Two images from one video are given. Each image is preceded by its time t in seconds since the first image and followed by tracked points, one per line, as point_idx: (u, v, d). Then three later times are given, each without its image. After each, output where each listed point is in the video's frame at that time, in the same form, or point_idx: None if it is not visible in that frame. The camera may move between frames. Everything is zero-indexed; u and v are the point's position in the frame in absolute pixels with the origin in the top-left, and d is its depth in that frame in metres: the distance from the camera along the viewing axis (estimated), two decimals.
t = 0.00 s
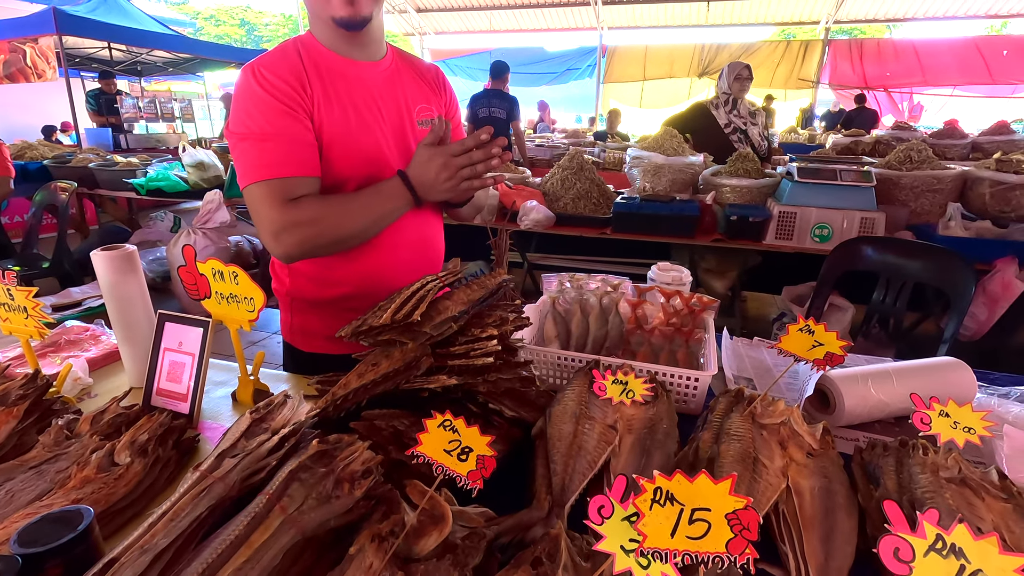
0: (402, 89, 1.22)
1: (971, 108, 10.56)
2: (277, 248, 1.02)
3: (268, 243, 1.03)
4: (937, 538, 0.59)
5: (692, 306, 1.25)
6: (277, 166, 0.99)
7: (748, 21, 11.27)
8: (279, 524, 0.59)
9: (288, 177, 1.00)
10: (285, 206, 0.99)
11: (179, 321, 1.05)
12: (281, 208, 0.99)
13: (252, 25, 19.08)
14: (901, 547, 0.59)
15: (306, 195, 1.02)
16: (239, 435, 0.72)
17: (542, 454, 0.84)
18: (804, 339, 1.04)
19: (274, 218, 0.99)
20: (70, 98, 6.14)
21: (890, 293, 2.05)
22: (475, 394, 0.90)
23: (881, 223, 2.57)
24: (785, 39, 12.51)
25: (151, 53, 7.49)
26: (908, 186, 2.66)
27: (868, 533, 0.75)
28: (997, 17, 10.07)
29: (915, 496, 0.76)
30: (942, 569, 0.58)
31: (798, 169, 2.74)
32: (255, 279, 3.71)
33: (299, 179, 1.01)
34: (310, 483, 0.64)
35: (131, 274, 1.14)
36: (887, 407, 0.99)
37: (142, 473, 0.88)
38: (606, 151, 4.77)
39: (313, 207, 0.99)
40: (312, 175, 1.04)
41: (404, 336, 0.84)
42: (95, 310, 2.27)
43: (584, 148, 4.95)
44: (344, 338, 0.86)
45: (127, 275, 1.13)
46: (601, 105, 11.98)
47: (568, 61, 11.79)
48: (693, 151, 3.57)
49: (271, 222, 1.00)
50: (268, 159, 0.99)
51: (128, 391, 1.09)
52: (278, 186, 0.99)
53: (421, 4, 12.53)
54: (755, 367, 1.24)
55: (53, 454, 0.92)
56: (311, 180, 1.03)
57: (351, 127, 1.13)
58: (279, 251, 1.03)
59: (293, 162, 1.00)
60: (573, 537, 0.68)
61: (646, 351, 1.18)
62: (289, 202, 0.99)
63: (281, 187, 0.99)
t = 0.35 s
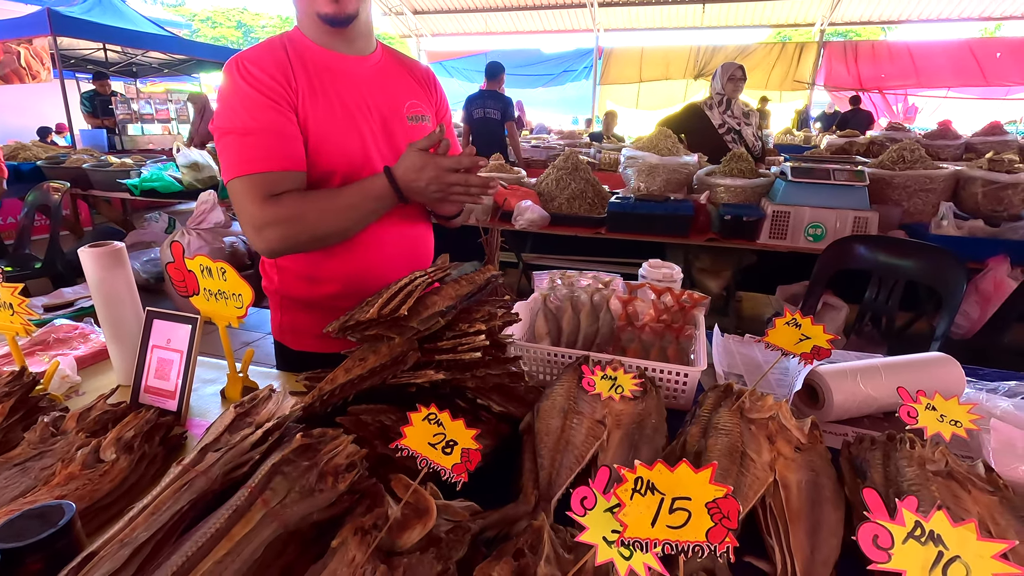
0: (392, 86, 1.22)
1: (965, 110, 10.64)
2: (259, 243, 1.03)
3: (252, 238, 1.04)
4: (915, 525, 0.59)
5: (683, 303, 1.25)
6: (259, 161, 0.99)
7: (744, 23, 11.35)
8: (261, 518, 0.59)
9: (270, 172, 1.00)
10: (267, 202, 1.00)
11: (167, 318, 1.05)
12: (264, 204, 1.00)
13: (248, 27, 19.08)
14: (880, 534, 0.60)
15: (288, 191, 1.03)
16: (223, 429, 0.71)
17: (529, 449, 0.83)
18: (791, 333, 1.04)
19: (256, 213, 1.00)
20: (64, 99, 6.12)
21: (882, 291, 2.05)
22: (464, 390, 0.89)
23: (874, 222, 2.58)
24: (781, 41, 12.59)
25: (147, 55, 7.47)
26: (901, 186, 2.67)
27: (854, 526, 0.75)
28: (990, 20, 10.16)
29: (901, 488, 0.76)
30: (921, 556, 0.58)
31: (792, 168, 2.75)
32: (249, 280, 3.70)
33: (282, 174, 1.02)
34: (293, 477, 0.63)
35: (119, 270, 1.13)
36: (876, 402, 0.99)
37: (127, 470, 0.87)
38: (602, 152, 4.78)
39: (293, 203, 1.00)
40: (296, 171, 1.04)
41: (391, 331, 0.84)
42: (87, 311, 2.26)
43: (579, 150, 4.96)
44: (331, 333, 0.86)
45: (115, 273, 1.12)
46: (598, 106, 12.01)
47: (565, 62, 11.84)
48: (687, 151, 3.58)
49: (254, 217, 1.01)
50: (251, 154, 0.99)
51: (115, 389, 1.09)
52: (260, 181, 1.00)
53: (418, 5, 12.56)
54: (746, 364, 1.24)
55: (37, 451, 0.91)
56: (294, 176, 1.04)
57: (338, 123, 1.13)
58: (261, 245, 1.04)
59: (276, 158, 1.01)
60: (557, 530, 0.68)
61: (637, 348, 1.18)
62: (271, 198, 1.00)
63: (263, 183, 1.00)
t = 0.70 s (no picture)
0: (391, 88, 1.22)
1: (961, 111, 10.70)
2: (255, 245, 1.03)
3: (247, 240, 1.04)
4: (913, 521, 0.60)
5: (681, 302, 1.25)
6: (255, 163, 1.00)
7: (741, 25, 11.41)
8: (259, 517, 0.59)
9: (266, 173, 1.00)
10: (263, 204, 1.00)
11: (163, 318, 1.04)
12: (259, 206, 1.00)
13: (246, 28, 19.10)
14: (879, 530, 0.60)
15: (283, 193, 1.03)
16: (220, 428, 0.71)
17: (529, 448, 0.83)
18: (789, 332, 1.04)
19: (252, 214, 1.00)
20: (61, 100, 6.10)
21: (879, 292, 2.06)
22: (463, 389, 0.89)
23: (871, 223, 2.57)
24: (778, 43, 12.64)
25: (144, 56, 7.46)
26: (897, 187, 2.67)
27: (853, 525, 0.75)
28: (986, 22, 10.23)
29: (899, 486, 0.76)
30: (920, 552, 0.58)
31: (789, 169, 2.75)
32: (247, 281, 3.70)
33: (278, 176, 1.02)
34: (291, 476, 0.63)
35: (116, 270, 1.13)
36: (874, 401, 0.99)
37: (124, 470, 0.87)
38: (600, 153, 4.79)
39: (286, 205, 1.00)
40: (291, 173, 1.04)
41: (390, 330, 0.84)
42: (84, 312, 2.25)
43: (577, 151, 4.97)
44: (329, 333, 0.86)
45: (112, 273, 1.12)
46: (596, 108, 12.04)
47: (562, 64, 11.87)
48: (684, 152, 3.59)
49: (249, 219, 1.01)
50: (247, 156, 0.99)
51: (112, 389, 1.08)
52: (255, 183, 1.00)
53: (416, 7, 12.60)
54: (744, 363, 1.24)
55: (34, 452, 0.91)
56: (289, 177, 1.04)
57: (335, 125, 1.13)
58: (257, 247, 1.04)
59: (272, 160, 1.01)
60: (556, 527, 0.69)
61: (635, 348, 1.17)
62: (266, 200, 1.00)
63: (259, 184, 1.00)
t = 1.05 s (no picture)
0: (393, 92, 1.22)
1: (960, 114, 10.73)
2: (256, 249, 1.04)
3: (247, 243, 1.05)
4: (919, 527, 0.60)
5: (684, 306, 1.26)
6: (256, 167, 1.01)
7: (741, 28, 11.46)
8: (265, 522, 0.59)
9: (266, 179, 1.01)
10: (263, 207, 1.01)
11: (167, 321, 1.05)
12: (259, 211, 1.01)
13: (247, 31, 19.18)
14: (883, 536, 0.60)
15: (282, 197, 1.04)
16: (226, 432, 0.72)
17: (532, 452, 0.84)
18: (792, 336, 1.04)
19: (250, 218, 1.02)
20: (62, 104, 6.11)
21: (880, 295, 2.07)
22: (466, 393, 0.89)
23: (872, 226, 2.59)
24: (778, 46, 12.68)
25: (145, 59, 7.47)
26: (897, 190, 2.68)
27: (856, 529, 0.76)
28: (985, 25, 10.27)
29: (902, 490, 0.76)
30: (924, 558, 0.58)
31: (789, 172, 2.77)
32: (249, 283, 3.71)
33: (278, 182, 1.03)
34: (296, 481, 0.63)
35: (121, 275, 1.13)
36: (876, 405, 0.99)
37: (129, 473, 0.87)
38: (600, 156, 4.80)
39: (286, 211, 1.01)
40: (292, 178, 1.05)
41: (394, 334, 0.84)
42: (86, 315, 2.26)
43: (578, 154, 4.98)
44: (333, 337, 0.86)
45: (117, 277, 1.13)
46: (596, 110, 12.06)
47: (562, 67, 11.89)
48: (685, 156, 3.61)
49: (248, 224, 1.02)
50: (248, 161, 1.01)
51: (116, 393, 1.08)
52: (256, 189, 1.01)
53: (416, 11, 12.64)
54: (747, 367, 1.24)
55: (38, 455, 0.91)
56: (289, 182, 1.05)
57: (336, 129, 1.13)
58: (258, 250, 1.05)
59: (272, 166, 1.02)
60: (560, 532, 0.69)
61: (637, 352, 1.19)
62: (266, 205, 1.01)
63: (259, 189, 1.01)
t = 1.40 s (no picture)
0: (395, 97, 1.22)
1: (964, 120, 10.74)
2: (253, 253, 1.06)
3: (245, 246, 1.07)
4: (926, 534, 0.59)
5: (687, 312, 1.25)
6: (251, 173, 1.03)
7: (744, 34, 11.53)
8: (269, 525, 0.59)
9: (260, 185, 1.03)
10: (257, 212, 1.03)
11: (173, 326, 1.05)
12: (253, 215, 1.03)
13: (252, 38, 19.37)
14: (890, 543, 0.60)
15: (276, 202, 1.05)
16: (230, 436, 0.72)
17: (536, 457, 0.83)
18: (797, 342, 1.03)
19: (245, 222, 1.04)
20: (69, 110, 6.17)
21: (885, 302, 2.05)
22: (469, 398, 0.89)
23: (876, 232, 2.62)
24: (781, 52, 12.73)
25: (152, 66, 7.54)
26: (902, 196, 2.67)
27: (863, 536, 0.75)
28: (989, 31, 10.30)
29: (909, 497, 0.75)
30: (932, 565, 0.58)
31: (793, 178, 2.77)
32: (253, 288, 3.72)
33: (273, 188, 1.04)
34: (301, 485, 0.63)
35: (127, 279, 1.14)
36: (882, 411, 0.99)
37: (133, 477, 0.87)
38: (604, 162, 4.81)
39: (272, 216, 1.01)
40: (287, 183, 1.06)
41: (399, 339, 0.84)
42: (91, 319, 2.27)
43: (581, 159, 5.00)
44: (337, 342, 0.86)
45: (123, 281, 1.13)
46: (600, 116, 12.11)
47: (565, 74, 11.96)
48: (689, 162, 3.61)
49: (243, 228, 1.04)
50: (244, 167, 1.03)
51: (121, 397, 1.09)
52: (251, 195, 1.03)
53: (420, 18, 12.74)
54: (751, 373, 1.24)
55: (43, 459, 0.91)
56: (284, 187, 1.06)
57: (334, 135, 1.14)
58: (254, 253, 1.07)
59: (267, 173, 1.03)
60: (565, 538, 0.68)
61: (641, 357, 1.19)
62: (260, 210, 1.03)
63: (254, 194, 1.03)
